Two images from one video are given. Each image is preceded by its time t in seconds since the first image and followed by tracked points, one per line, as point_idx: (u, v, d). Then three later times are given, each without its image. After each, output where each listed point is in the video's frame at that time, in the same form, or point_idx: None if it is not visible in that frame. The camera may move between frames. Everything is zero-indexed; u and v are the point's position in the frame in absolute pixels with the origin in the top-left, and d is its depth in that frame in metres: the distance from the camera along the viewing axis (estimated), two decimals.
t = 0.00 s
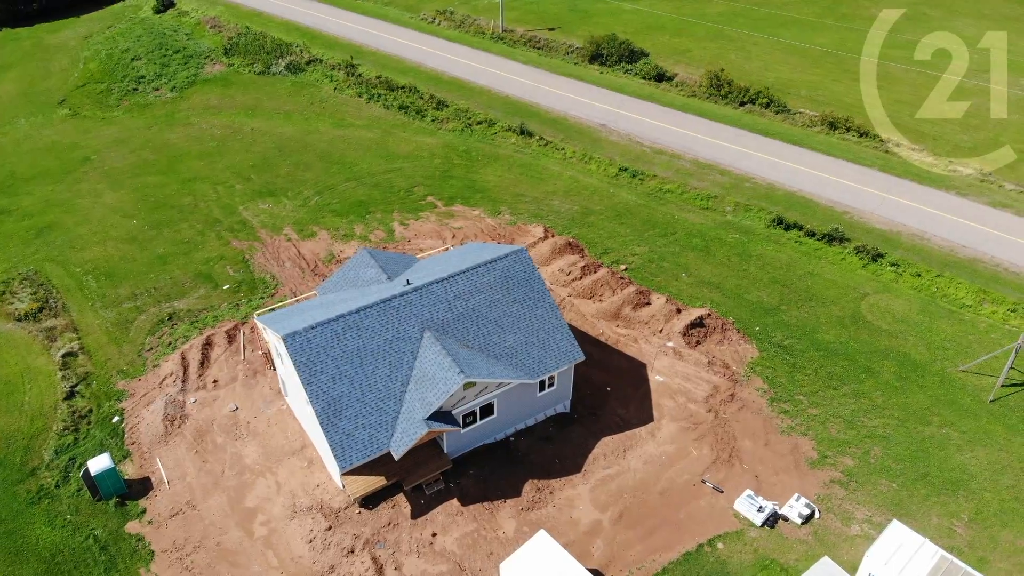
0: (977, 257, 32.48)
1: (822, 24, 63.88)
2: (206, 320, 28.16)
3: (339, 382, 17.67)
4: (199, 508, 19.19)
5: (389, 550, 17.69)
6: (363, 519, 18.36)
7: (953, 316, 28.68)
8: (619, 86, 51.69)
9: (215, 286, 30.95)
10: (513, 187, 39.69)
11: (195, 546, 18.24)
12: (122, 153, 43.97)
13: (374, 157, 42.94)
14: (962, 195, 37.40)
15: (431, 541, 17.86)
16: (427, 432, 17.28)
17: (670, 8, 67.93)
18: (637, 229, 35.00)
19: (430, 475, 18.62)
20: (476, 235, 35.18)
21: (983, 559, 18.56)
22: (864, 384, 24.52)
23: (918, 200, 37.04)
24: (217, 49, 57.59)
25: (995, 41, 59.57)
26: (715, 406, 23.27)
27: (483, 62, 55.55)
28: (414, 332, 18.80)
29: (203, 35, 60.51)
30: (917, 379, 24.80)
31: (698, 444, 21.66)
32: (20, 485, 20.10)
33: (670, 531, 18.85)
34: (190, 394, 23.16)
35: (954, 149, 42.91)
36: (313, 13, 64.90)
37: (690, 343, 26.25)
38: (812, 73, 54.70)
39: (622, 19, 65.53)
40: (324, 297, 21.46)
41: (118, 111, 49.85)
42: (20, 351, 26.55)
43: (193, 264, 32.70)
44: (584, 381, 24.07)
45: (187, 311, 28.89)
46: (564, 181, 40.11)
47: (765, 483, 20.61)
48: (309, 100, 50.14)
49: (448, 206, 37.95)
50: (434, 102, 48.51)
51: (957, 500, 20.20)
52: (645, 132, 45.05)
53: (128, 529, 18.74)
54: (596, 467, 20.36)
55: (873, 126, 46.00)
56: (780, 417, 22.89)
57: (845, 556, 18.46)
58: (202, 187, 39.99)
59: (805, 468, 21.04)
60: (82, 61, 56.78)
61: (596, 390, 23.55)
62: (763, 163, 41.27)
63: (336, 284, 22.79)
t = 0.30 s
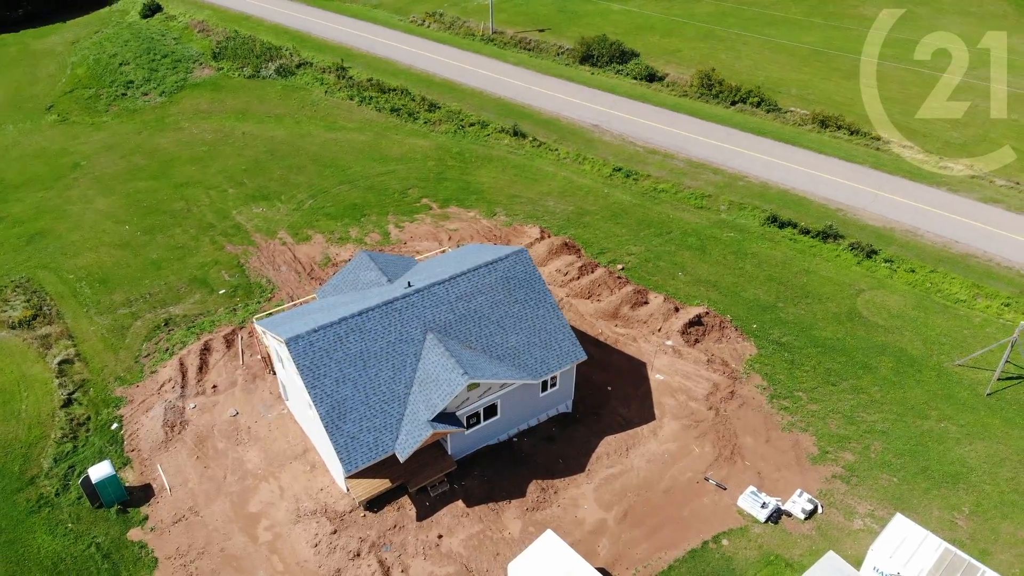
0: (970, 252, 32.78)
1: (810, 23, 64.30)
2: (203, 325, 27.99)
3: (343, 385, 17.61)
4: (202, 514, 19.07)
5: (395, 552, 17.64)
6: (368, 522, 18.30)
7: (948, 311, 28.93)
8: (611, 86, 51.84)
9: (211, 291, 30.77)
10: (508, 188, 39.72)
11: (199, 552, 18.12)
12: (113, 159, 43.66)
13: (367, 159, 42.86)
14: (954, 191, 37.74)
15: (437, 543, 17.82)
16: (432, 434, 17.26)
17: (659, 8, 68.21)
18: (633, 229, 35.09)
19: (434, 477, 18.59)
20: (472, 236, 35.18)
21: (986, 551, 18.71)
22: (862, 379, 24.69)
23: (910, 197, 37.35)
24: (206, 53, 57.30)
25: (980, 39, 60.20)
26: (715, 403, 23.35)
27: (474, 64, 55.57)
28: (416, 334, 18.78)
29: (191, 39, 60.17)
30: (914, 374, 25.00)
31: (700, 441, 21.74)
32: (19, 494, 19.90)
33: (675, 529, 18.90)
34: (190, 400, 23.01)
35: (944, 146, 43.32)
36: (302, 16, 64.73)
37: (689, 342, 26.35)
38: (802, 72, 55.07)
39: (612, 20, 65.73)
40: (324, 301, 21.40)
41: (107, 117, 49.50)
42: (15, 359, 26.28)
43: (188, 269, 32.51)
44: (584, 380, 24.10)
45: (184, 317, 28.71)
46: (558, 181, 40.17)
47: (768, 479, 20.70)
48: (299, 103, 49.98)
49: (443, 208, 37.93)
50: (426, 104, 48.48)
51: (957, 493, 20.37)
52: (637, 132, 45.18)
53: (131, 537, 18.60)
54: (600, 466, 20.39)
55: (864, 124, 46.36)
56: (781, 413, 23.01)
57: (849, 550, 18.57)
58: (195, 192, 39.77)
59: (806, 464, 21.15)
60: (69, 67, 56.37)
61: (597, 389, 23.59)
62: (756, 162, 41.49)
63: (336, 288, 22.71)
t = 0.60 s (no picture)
0: (964, 248, 33.08)
1: (798, 22, 64.69)
2: (201, 330, 27.85)
3: (347, 388, 17.56)
4: (205, 520, 18.98)
5: (402, 555, 17.61)
6: (374, 524, 18.27)
7: (943, 306, 29.19)
8: (603, 86, 51.97)
9: (208, 295, 30.62)
10: (503, 189, 39.74)
11: (204, 558, 18.03)
12: (104, 164, 43.36)
13: (361, 162, 42.79)
14: (946, 188, 38.08)
15: (443, 544, 17.82)
16: (438, 435, 17.25)
17: (649, 8, 68.46)
18: (629, 229, 35.20)
19: (439, 479, 18.58)
20: (468, 238, 35.19)
21: (987, 543, 18.89)
22: (861, 374, 24.87)
23: (903, 194, 37.63)
24: (196, 57, 57.01)
25: (967, 36, 60.81)
26: (716, 401, 23.47)
27: (465, 65, 55.58)
28: (419, 336, 18.78)
29: (180, 43, 59.85)
30: (912, 368, 25.21)
31: (702, 439, 21.84)
32: (19, 501, 19.72)
33: (680, 526, 18.98)
34: (190, 405, 22.90)
35: (935, 143, 43.71)
36: (292, 19, 64.55)
37: (688, 340, 26.47)
38: (792, 71, 55.41)
39: (602, 21, 65.92)
40: (325, 303, 21.35)
41: (97, 122, 49.17)
42: (11, 366, 26.03)
43: (184, 273, 32.34)
44: (585, 380, 24.15)
45: (181, 321, 28.54)
46: (553, 182, 40.23)
47: (770, 475, 20.81)
48: (291, 106, 49.82)
49: (439, 209, 37.91)
50: (419, 105, 48.45)
51: (958, 486, 20.54)
52: (631, 132, 45.32)
53: (134, 543, 18.48)
54: (603, 465, 20.45)
55: (855, 122, 46.72)
56: (781, 410, 23.14)
57: (853, 544, 18.70)
58: (188, 196, 39.56)
59: (808, 460, 21.28)
60: (57, 72, 55.96)
61: (599, 389, 23.65)
62: (749, 160, 41.69)
63: (336, 290, 22.64)
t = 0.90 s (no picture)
0: (957, 242, 33.38)
1: (787, 21, 65.08)
2: (199, 334, 27.71)
3: (352, 390, 17.52)
4: (210, 524, 18.90)
5: (409, 556, 17.60)
6: (380, 526, 18.24)
7: (938, 300, 29.45)
8: (595, 86, 52.11)
9: (204, 299, 30.45)
10: (498, 189, 39.77)
11: (210, 563, 17.96)
12: (95, 169, 43.07)
13: (355, 164, 42.71)
14: (937, 183, 38.44)
15: (450, 545, 17.82)
16: (444, 436, 17.26)
17: (639, 8, 68.71)
18: (625, 228, 35.31)
19: (445, 479, 18.58)
20: (465, 239, 35.20)
21: (989, 534, 19.07)
22: (859, 369, 25.06)
23: (895, 190, 37.95)
24: (185, 60, 56.73)
25: (954, 33, 61.38)
26: (716, 397, 23.58)
27: (457, 66, 55.59)
28: (423, 337, 18.78)
29: (169, 47, 59.54)
30: (909, 362, 25.43)
31: (703, 435, 21.94)
32: (20, 510, 19.56)
33: (685, 522, 19.05)
34: (191, 410, 22.78)
35: (926, 139, 44.10)
36: (281, 22, 64.32)
37: (687, 338, 26.59)
38: (782, 69, 55.76)
39: (592, 21, 66.09)
40: (326, 305, 21.31)
41: (87, 126, 48.85)
42: (7, 373, 25.78)
43: (179, 278, 32.17)
44: (586, 378, 24.21)
45: (178, 326, 28.38)
46: (548, 181, 40.31)
47: (772, 470, 20.94)
48: (283, 109, 49.66)
49: (435, 211, 37.90)
50: (412, 107, 48.41)
51: (957, 478, 20.74)
52: (624, 131, 45.45)
53: (138, 550, 18.37)
54: (607, 463, 20.52)
55: (846, 119, 47.08)
56: (781, 406, 23.28)
57: (856, 537, 18.84)
58: (182, 200, 39.34)
59: (809, 455, 21.43)
60: (45, 77, 55.54)
61: (600, 387, 23.71)
62: (742, 158, 41.91)
63: (337, 293, 22.61)
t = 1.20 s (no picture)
0: (949, 238, 33.71)
1: (775, 21, 65.54)
2: (197, 340, 27.55)
3: (356, 393, 17.50)
4: (214, 530, 18.81)
5: (415, 557, 17.58)
6: (386, 528, 18.22)
7: (932, 296, 29.73)
8: (586, 88, 52.28)
9: (200, 305, 30.29)
10: (492, 191, 39.81)
11: (215, 569, 17.88)
12: (85, 176, 42.76)
13: (348, 168, 42.64)
14: (928, 180, 38.81)
15: (457, 546, 17.82)
16: (449, 437, 17.29)
17: (627, 9, 69.02)
18: (620, 228, 35.44)
19: (450, 480, 18.58)
20: (461, 241, 35.22)
21: (989, 525, 19.28)
22: (856, 365, 25.26)
23: (887, 187, 38.26)
24: (174, 65, 56.45)
25: (940, 31, 62.01)
26: (716, 395, 23.71)
27: (448, 69, 55.62)
28: (426, 339, 18.79)
29: (157, 52, 59.22)
30: (905, 357, 25.66)
31: (705, 433, 22.06)
32: (21, 519, 19.41)
33: (689, 519, 19.14)
34: (191, 415, 22.66)
35: (915, 136, 44.53)
36: (270, 26, 64.12)
37: (685, 336, 26.72)
38: (771, 68, 56.15)
39: (582, 23, 66.28)
40: (327, 309, 21.27)
41: (75, 133, 48.51)
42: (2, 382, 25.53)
43: (174, 284, 31.99)
44: (587, 378, 24.28)
45: (175, 332, 28.21)
46: (542, 183, 40.41)
47: (774, 466, 21.07)
48: (274, 113, 49.51)
49: (430, 213, 37.89)
50: (404, 110, 48.38)
51: (957, 471, 20.94)
52: (617, 132, 45.61)
53: (142, 557, 18.26)
54: (610, 462, 20.59)
55: (836, 118, 47.48)
56: (781, 402, 23.43)
57: (859, 531, 18.98)
58: (174, 206, 39.12)
59: (809, 450, 21.58)
60: (32, 84, 55.11)
61: (601, 387, 23.78)
62: (734, 157, 42.16)
63: (337, 296, 22.57)
